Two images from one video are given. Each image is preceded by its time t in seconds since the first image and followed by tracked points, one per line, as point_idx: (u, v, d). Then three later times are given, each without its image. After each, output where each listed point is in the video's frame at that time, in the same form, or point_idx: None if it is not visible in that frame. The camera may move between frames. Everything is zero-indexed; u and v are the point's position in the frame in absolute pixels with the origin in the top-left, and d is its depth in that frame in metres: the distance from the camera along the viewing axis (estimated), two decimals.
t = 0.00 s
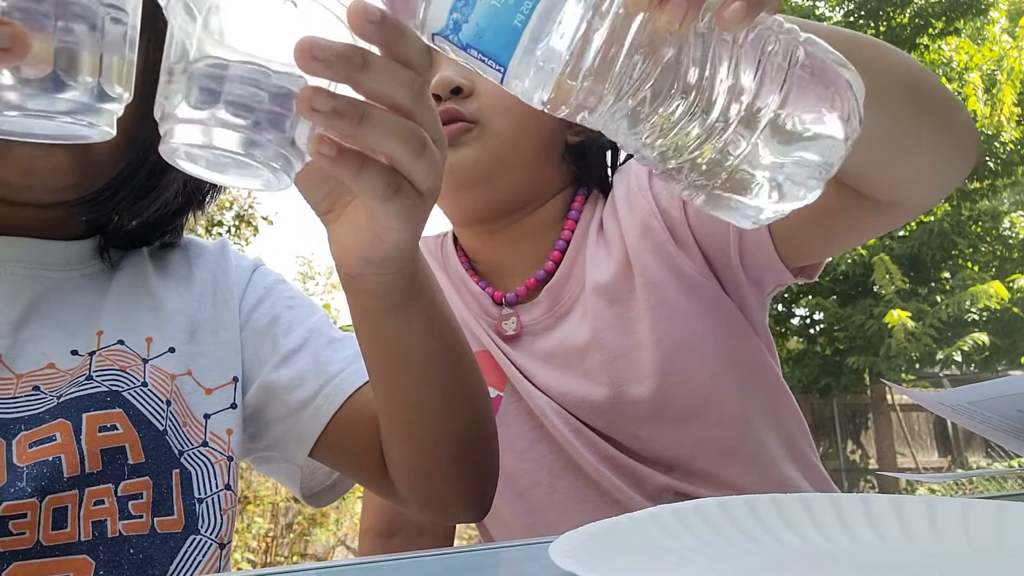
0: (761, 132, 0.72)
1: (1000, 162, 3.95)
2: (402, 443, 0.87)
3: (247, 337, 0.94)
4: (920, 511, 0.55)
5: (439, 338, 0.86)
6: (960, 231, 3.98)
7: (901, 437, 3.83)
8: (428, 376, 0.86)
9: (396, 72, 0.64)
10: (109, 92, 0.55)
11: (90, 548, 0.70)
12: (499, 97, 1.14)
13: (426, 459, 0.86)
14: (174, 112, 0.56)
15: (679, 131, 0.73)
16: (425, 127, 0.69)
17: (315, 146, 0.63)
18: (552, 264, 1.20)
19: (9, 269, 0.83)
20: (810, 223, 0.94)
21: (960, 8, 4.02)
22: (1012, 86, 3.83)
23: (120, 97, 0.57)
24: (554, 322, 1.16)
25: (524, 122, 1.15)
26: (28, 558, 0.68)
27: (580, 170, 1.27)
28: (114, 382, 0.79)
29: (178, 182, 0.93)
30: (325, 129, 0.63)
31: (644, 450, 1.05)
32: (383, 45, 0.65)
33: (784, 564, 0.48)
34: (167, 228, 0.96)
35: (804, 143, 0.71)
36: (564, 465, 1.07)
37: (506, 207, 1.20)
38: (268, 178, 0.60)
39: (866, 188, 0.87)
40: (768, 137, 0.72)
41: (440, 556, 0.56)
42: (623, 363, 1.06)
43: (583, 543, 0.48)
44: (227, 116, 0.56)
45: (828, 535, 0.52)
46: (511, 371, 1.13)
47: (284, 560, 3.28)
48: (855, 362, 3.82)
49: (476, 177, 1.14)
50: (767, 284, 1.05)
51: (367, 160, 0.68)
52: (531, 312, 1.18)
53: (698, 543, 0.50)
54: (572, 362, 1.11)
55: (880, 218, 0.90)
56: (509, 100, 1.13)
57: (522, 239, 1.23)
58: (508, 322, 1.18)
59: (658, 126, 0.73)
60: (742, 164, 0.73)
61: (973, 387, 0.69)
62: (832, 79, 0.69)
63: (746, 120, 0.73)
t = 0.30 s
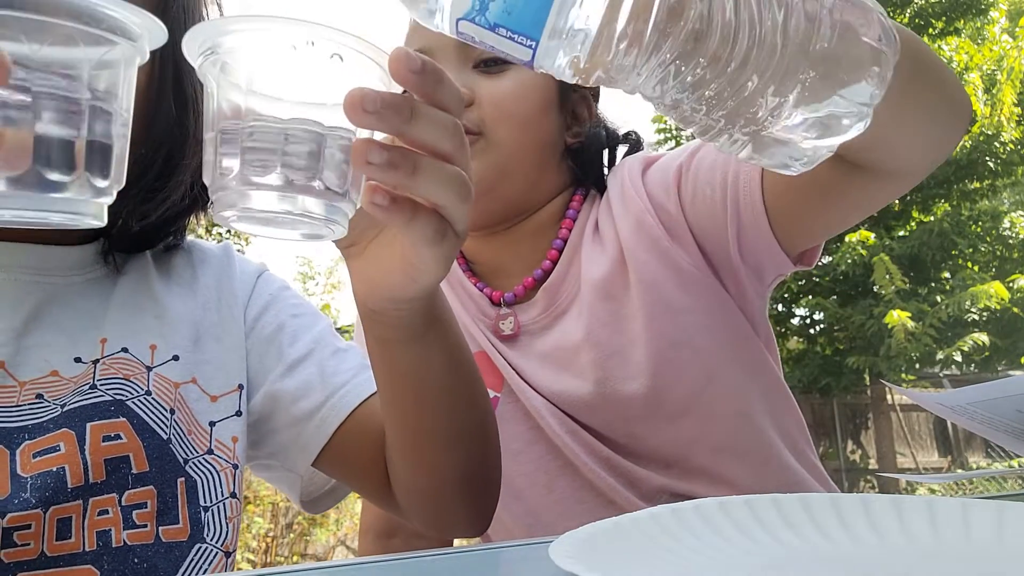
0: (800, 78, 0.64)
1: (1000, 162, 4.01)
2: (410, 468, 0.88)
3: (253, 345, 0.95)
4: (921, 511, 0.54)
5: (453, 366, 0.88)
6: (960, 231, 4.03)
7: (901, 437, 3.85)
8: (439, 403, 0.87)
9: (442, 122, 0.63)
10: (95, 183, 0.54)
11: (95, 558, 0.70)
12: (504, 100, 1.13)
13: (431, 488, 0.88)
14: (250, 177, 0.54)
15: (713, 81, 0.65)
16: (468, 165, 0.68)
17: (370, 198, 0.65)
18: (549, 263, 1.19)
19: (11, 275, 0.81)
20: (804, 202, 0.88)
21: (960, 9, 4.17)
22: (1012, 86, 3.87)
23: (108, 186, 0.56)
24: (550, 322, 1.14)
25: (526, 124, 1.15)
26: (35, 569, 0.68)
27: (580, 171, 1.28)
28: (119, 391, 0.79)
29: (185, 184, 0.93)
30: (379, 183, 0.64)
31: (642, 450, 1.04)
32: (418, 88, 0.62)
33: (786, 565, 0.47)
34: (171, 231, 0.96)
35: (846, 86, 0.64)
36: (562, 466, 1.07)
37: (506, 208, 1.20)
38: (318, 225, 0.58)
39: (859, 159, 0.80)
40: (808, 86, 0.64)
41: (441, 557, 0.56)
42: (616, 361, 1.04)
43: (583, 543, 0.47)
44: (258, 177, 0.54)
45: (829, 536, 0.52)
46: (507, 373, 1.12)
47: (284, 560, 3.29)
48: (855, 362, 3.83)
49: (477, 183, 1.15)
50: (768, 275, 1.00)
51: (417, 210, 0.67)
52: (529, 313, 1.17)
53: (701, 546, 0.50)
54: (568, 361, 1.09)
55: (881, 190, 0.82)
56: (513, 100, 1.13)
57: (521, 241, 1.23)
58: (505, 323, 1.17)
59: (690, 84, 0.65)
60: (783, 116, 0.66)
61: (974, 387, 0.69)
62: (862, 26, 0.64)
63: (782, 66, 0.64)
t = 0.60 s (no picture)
0: (828, 95, 0.67)
1: (1000, 162, 4.00)
2: (413, 468, 0.88)
3: (253, 344, 0.95)
4: (921, 511, 0.54)
5: (458, 367, 0.88)
6: (960, 231, 4.03)
7: (901, 437, 3.85)
8: (442, 404, 0.87)
9: (450, 118, 0.63)
10: (94, 176, 0.53)
11: (95, 561, 0.70)
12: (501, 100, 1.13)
13: (435, 488, 0.88)
14: (256, 176, 0.54)
15: (739, 104, 0.66)
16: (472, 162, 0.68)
17: (377, 196, 0.65)
18: (549, 263, 1.19)
19: (11, 276, 0.81)
20: (806, 202, 0.87)
21: (960, 8, 4.18)
22: (1012, 86, 3.84)
23: (106, 179, 0.55)
24: (551, 322, 1.14)
25: (525, 123, 1.15)
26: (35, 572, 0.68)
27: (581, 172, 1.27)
28: (118, 392, 0.79)
29: (184, 183, 0.94)
30: (387, 180, 0.63)
31: (642, 448, 1.04)
32: (423, 87, 0.61)
33: (785, 565, 0.47)
34: (169, 230, 0.96)
35: (871, 99, 0.68)
36: (562, 465, 1.07)
37: (506, 209, 1.19)
38: (330, 223, 0.58)
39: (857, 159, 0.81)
40: (837, 101, 0.67)
41: (442, 557, 0.56)
42: (616, 360, 1.04)
43: (584, 543, 0.47)
44: (264, 176, 0.54)
45: (829, 535, 0.52)
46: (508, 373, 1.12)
47: (285, 560, 3.29)
48: (855, 362, 3.84)
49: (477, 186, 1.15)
50: (768, 274, 1.00)
51: (427, 207, 0.67)
52: (529, 312, 1.17)
53: (700, 545, 0.50)
54: (568, 361, 1.09)
55: (877, 190, 0.83)
56: (513, 100, 1.13)
57: (521, 241, 1.23)
58: (506, 322, 1.17)
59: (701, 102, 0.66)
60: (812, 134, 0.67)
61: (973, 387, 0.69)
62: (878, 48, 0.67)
63: (810, 85, 0.66)
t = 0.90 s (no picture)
0: (861, 73, 0.68)
1: (1000, 162, 4.01)
2: (411, 470, 0.88)
3: (252, 343, 0.95)
4: (921, 511, 0.54)
5: (455, 367, 0.88)
6: (960, 230, 4.04)
7: (901, 437, 3.85)
8: (440, 405, 0.87)
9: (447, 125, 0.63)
10: (92, 172, 0.52)
11: (92, 562, 0.70)
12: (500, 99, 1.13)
13: (433, 489, 0.88)
14: (252, 187, 0.53)
15: (770, 91, 0.68)
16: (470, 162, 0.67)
17: (376, 204, 0.63)
18: (549, 263, 1.19)
19: (8, 275, 0.81)
20: (804, 203, 0.87)
21: (960, 9, 4.18)
22: (1012, 86, 3.86)
23: (103, 176, 0.53)
24: (550, 322, 1.14)
25: (524, 123, 1.15)
26: (32, 573, 0.68)
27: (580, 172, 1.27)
28: (116, 392, 0.79)
29: (181, 180, 0.93)
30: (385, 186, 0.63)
31: (641, 448, 1.04)
32: (421, 93, 0.61)
33: (784, 565, 0.47)
34: (167, 226, 0.95)
35: (902, 70, 0.68)
36: (562, 465, 1.06)
37: (506, 209, 1.19)
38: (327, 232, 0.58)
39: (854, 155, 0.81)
40: (871, 78, 0.68)
41: (442, 557, 0.56)
42: (615, 361, 1.04)
43: (583, 543, 0.47)
44: (260, 187, 0.53)
45: (828, 535, 0.52)
46: (507, 373, 1.12)
47: (284, 560, 3.29)
48: (855, 362, 3.84)
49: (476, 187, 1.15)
50: (768, 272, 1.00)
51: (425, 213, 0.67)
52: (528, 312, 1.17)
53: (699, 545, 0.50)
54: (568, 361, 1.09)
55: (873, 187, 0.83)
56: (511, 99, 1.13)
57: (520, 241, 1.23)
58: (505, 322, 1.17)
59: (719, 93, 0.67)
60: (847, 111, 0.69)
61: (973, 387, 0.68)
62: (906, 13, 0.67)
63: (840, 64, 0.67)
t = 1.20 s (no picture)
0: (859, 83, 0.68)
1: (1000, 162, 4.01)
2: (410, 470, 0.88)
3: (251, 342, 0.95)
4: (921, 511, 0.54)
5: (455, 367, 0.88)
6: (960, 230, 4.04)
7: (901, 437, 3.85)
8: (439, 404, 0.87)
9: (446, 126, 0.62)
10: (93, 158, 0.51)
11: (91, 561, 0.70)
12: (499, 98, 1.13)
13: (432, 489, 0.88)
14: (248, 190, 0.54)
15: (767, 99, 0.67)
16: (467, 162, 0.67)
17: (374, 205, 0.63)
18: (548, 263, 1.19)
19: (6, 274, 0.81)
20: (803, 203, 0.87)
21: (960, 9, 4.18)
22: (1013, 86, 3.81)
23: (104, 162, 0.52)
24: (549, 322, 1.14)
25: (523, 122, 1.15)
26: (30, 572, 0.68)
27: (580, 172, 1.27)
28: (114, 391, 0.79)
29: (178, 179, 0.92)
30: (383, 188, 0.62)
31: (640, 447, 1.03)
32: (417, 93, 0.61)
33: (784, 565, 0.47)
34: (165, 224, 0.95)
35: (898, 81, 0.68)
36: (560, 464, 1.06)
37: (505, 209, 1.19)
38: (326, 233, 0.58)
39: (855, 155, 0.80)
40: (869, 87, 0.68)
41: (441, 557, 0.56)
42: (615, 360, 1.04)
43: (583, 543, 0.47)
44: (257, 190, 0.54)
45: (828, 535, 0.52)
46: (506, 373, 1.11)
47: (284, 560, 3.29)
48: (855, 362, 3.84)
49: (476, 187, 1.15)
50: (767, 270, 1.00)
51: (423, 214, 0.66)
52: (528, 312, 1.17)
53: (698, 545, 0.50)
54: (567, 361, 1.09)
55: (870, 187, 0.83)
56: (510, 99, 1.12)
57: (520, 241, 1.23)
58: (505, 323, 1.17)
59: (716, 100, 0.67)
60: (843, 120, 0.69)
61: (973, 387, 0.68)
62: (903, 26, 0.68)
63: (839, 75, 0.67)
